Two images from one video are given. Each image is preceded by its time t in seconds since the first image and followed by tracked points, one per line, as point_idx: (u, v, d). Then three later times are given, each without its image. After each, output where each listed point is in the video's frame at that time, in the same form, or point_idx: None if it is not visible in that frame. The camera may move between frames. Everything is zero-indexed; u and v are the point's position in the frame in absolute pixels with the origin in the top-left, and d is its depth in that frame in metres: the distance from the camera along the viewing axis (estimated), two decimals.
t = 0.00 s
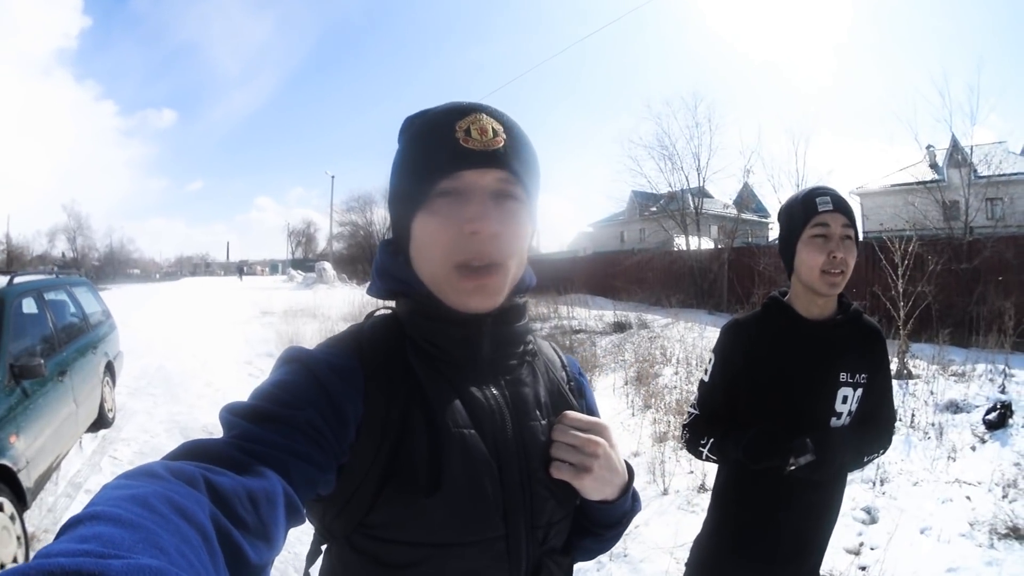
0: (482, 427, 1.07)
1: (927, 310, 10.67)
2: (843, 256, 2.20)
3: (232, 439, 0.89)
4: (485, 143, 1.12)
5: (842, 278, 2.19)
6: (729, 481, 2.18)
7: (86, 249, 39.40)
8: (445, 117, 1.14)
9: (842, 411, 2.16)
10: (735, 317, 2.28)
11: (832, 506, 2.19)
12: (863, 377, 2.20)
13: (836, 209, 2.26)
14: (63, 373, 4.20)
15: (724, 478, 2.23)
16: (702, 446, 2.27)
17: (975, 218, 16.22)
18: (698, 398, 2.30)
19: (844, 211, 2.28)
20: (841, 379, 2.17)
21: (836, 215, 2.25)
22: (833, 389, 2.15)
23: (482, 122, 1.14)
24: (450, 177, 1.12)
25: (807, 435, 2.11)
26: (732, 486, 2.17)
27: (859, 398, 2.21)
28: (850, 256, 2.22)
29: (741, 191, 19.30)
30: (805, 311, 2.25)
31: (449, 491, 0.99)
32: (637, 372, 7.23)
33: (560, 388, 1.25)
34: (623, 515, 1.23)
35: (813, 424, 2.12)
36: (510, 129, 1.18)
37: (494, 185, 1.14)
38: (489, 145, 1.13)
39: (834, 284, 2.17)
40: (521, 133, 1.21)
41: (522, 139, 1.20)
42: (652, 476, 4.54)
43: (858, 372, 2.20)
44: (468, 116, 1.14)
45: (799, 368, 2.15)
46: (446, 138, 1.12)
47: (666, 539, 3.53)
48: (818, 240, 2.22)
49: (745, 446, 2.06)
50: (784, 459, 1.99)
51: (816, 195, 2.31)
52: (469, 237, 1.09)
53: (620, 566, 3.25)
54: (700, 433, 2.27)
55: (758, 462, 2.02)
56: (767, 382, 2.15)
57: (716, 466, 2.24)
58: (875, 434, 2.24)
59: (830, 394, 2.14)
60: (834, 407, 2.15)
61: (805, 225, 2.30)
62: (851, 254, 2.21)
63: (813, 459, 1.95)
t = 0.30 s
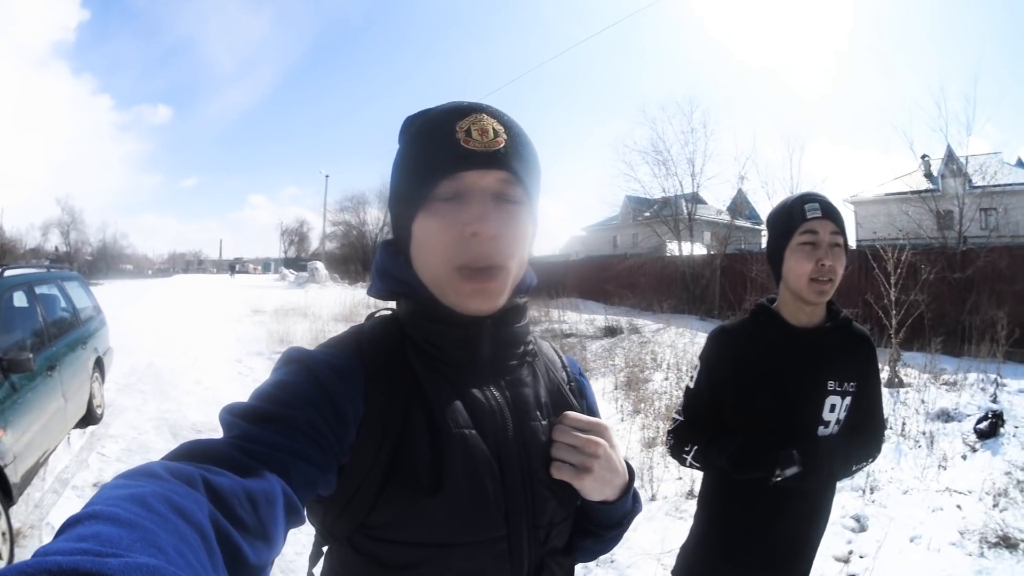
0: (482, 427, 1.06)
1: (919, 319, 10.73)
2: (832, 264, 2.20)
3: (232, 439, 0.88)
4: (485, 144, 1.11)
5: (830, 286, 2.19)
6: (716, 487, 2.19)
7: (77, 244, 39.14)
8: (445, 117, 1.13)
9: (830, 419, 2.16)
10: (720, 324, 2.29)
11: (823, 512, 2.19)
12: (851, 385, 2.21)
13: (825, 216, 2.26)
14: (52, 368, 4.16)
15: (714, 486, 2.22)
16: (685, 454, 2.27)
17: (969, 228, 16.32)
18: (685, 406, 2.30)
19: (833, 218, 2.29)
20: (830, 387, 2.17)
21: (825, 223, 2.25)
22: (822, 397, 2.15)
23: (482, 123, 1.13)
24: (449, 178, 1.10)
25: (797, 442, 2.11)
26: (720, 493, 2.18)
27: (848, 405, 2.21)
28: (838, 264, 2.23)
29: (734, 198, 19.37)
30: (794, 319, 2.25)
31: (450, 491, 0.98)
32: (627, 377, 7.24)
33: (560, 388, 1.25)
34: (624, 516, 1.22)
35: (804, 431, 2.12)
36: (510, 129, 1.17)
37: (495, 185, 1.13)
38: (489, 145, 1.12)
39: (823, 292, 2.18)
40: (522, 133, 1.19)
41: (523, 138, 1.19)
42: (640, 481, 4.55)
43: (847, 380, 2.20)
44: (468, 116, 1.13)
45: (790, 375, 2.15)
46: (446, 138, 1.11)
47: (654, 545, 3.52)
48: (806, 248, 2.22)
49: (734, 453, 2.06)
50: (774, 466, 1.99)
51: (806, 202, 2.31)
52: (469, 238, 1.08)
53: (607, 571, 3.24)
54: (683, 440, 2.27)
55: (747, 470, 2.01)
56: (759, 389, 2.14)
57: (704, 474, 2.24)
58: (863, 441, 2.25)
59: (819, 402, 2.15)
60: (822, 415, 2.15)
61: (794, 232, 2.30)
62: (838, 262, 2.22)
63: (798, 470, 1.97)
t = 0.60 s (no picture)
0: (480, 427, 1.05)
1: (907, 319, 10.83)
2: (812, 278, 2.18)
3: (231, 439, 0.86)
4: (486, 146, 1.10)
5: (809, 299, 2.19)
6: (706, 488, 2.19)
7: (63, 248, 38.73)
8: (446, 118, 1.12)
9: (817, 419, 2.16)
10: (706, 325, 2.29)
11: (813, 512, 2.19)
12: (837, 385, 2.22)
13: (809, 227, 2.20)
14: (38, 372, 4.10)
15: (703, 487, 2.21)
16: (670, 456, 2.27)
17: (956, 229, 16.49)
18: (671, 407, 2.30)
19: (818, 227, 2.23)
20: (817, 387, 2.17)
21: (808, 235, 2.20)
22: (809, 396, 2.16)
23: (483, 124, 1.12)
24: (450, 179, 1.10)
25: (787, 442, 2.11)
26: (709, 493, 2.18)
27: (835, 405, 2.22)
28: (819, 275, 2.21)
29: (722, 200, 19.48)
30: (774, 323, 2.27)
31: (448, 492, 0.97)
32: (614, 380, 7.24)
33: (559, 389, 1.24)
34: (622, 518, 1.22)
35: (793, 431, 2.13)
36: (512, 131, 1.16)
37: (495, 188, 1.12)
38: (490, 147, 1.11)
39: (801, 305, 2.18)
40: (523, 135, 1.19)
41: (524, 141, 1.18)
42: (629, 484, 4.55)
43: (833, 380, 2.21)
44: (470, 118, 1.12)
45: (780, 375, 2.15)
46: (447, 140, 1.10)
47: (642, 549, 3.51)
48: (787, 260, 2.20)
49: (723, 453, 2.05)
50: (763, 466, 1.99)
51: (791, 209, 2.24)
52: (468, 240, 1.07)
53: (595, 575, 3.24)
54: (669, 441, 2.27)
55: (736, 471, 2.01)
56: (747, 389, 2.14)
57: (692, 475, 2.23)
58: (850, 441, 2.26)
59: (807, 401, 2.16)
60: (809, 415, 2.16)
61: (777, 241, 2.26)
62: (820, 273, 2.20)
63: (788, 470, 1.96)
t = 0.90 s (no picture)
0: (482, 427, 1.03)
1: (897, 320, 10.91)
2: (797, 304, 2.17)
3: (231, 438, 0.84)
4: (497, 149, 1.08)
5: (792, 322, 2.19)
6: (698, 486, 2.18)
7: (50, 251, 38.29)
8: (456, 119, 1.10)
9: (808, 419, 2.16)
10: (698, 324, 2.29)
11: (806, 511, 2.19)
12: (829, 385, 2.22)
13: (802, 256, 2.15)
14: (26, 375, 4.03)
15: (696, 487, 2.20)
16: (660, 455, 2.26)
17: (945, 229, 16.64)
18: (661, 407, 2.29)
19: (812, 253, 2.17)
20: (808, 387, 2.17)
21: (800, 264, 2.15)
22: (801, 396, 2.16)
23: (494, 126, 1.09)
24: (460, 180, 1.08)
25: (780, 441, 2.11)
26: (700, 492, 2.18)
27: (826, 406, 2.22)
28: (807, 298, 2.19)
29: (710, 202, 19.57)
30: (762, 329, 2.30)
31: (448, 491, 0.95)
32: (603, 382, 7.23)
33: (565, 389, 1.22)
34: (628, 519, 1.20)
35: (786, 430, 2.13)
36: (523, 132, 1.13)
37: (504, 191, 1.10)
38: (502, 150, 1.08)
39: (781, 327, 2.20)
40: (535, 137, 1.16)
41: (535, 143, 1.16)
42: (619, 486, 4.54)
43: (825, 380, 2.21)
44: (481, 119, 1.10)
45: (772, 375, 2.15)
46: (456, 141, 1.08)
47: (632, 552, 3.50)
48: (774, 283, 2.19)
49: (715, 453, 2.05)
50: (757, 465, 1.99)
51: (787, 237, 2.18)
52: (475, 243, 1.06)
53: None
54: (658, 441, 2.26)
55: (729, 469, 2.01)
56: (740, 389, 2.14)
57: (684, 476, 2.22)
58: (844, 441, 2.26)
59: (799, 401, 2.16)
60: (801, 414, 2.15)
61: (768, 261, 2.23)
62: (808, 298, 2.18)
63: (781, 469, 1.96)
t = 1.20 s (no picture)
0: (480, 424, 1.02)
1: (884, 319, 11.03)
2: (788, 308, 2.16)
3: (233, 436, 0.83)
4: (495, 149, 1.06)
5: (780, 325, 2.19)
6: (688, 484, 2.18)
7: (34, 247, 37.68)
8: (454, 118, 1.08)
9: (798, 419, 2.16)
10: (687, 323, 2.29)
11: (795, 510, 2.19)
12: (819, 385, 2.22)
13: (793, 262, 2.14)
14: (11, 373, 3.95)
15: (686, 485, 2.20)
16: (647, 453, 2.25)
17: (933, 230, 16.82)
18: (650, 406, 2.28)
19: (803, 259, 2.16)
20: (799, 386, 2.18)
21: (791, 270, 2.14)
22: (791, 395, 2.16)
23: (492, 125, 1.08)
24: (458, 181, 1.06)
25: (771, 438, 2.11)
26: (690, 489, 2.17)
27: (816, 406, 2.22)
28: (798, 303, 2.18)
29: (697, 201, 19.65)
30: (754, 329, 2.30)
31: (446, 489, 0.94)
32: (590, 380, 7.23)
33: (564, 389, 1.21)
34: (627, 516, 1.19)
35: (777, 428, 2.13)
36: (520, 132, 1.12)
37: (503, 190, 1.09)
38: (501, 150, 1.07)
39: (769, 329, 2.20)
40: (532, 136, 1.14)
41: (532, 141, 1.14)
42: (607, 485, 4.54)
43: (815, 380, 2.21)
44: (478, 119, 1.08)
45: (763, 374, 2.15)
46: (454, 140, 1.06)
47: (620, 550, 3.50)
48: (764, 286, 2.18)
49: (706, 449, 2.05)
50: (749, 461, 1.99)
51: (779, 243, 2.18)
52: (476, 243, 1.05)
53: None
54: (645, 438, 2.24)
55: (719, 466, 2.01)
56: (731, 387, 2.15)
57: (674, 474, 2.22)
58: (831, 442, 2.26)
59: (789, 400, 2.16)
60: (791, 414, 2.16)
61: (760, 265, 2.23)
62: (798, 303, 2.18)
63: (772, 466, 1.96)
